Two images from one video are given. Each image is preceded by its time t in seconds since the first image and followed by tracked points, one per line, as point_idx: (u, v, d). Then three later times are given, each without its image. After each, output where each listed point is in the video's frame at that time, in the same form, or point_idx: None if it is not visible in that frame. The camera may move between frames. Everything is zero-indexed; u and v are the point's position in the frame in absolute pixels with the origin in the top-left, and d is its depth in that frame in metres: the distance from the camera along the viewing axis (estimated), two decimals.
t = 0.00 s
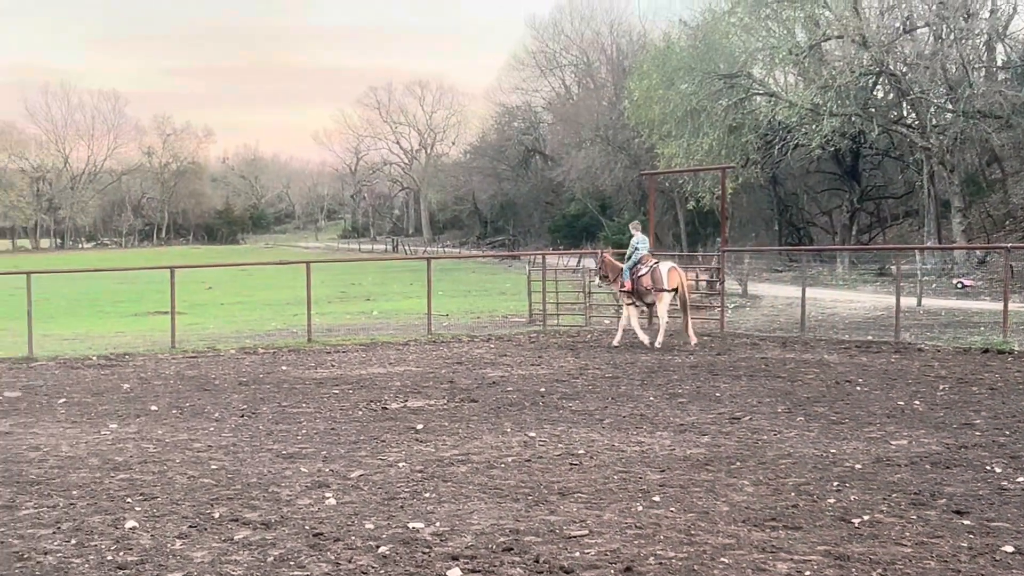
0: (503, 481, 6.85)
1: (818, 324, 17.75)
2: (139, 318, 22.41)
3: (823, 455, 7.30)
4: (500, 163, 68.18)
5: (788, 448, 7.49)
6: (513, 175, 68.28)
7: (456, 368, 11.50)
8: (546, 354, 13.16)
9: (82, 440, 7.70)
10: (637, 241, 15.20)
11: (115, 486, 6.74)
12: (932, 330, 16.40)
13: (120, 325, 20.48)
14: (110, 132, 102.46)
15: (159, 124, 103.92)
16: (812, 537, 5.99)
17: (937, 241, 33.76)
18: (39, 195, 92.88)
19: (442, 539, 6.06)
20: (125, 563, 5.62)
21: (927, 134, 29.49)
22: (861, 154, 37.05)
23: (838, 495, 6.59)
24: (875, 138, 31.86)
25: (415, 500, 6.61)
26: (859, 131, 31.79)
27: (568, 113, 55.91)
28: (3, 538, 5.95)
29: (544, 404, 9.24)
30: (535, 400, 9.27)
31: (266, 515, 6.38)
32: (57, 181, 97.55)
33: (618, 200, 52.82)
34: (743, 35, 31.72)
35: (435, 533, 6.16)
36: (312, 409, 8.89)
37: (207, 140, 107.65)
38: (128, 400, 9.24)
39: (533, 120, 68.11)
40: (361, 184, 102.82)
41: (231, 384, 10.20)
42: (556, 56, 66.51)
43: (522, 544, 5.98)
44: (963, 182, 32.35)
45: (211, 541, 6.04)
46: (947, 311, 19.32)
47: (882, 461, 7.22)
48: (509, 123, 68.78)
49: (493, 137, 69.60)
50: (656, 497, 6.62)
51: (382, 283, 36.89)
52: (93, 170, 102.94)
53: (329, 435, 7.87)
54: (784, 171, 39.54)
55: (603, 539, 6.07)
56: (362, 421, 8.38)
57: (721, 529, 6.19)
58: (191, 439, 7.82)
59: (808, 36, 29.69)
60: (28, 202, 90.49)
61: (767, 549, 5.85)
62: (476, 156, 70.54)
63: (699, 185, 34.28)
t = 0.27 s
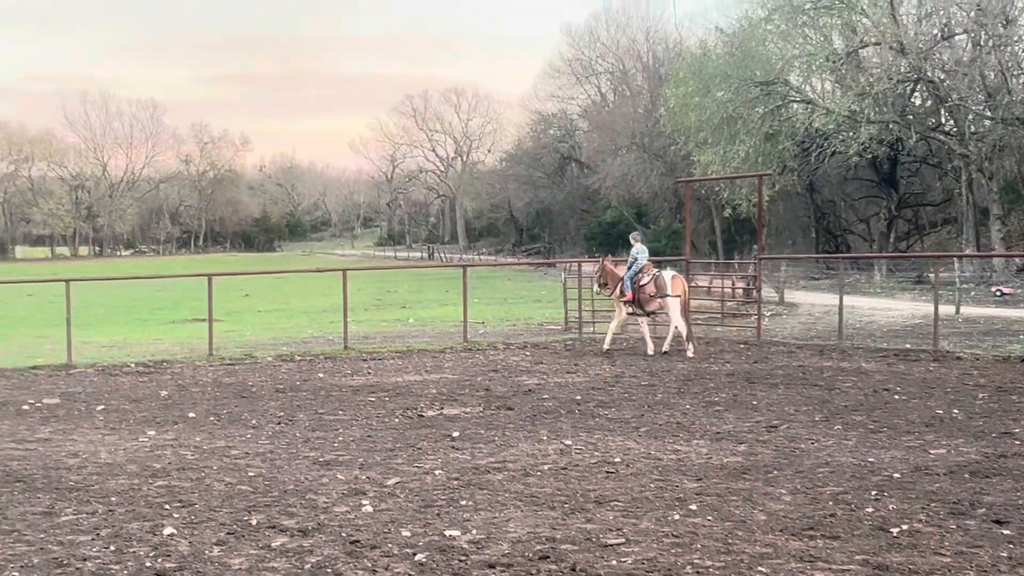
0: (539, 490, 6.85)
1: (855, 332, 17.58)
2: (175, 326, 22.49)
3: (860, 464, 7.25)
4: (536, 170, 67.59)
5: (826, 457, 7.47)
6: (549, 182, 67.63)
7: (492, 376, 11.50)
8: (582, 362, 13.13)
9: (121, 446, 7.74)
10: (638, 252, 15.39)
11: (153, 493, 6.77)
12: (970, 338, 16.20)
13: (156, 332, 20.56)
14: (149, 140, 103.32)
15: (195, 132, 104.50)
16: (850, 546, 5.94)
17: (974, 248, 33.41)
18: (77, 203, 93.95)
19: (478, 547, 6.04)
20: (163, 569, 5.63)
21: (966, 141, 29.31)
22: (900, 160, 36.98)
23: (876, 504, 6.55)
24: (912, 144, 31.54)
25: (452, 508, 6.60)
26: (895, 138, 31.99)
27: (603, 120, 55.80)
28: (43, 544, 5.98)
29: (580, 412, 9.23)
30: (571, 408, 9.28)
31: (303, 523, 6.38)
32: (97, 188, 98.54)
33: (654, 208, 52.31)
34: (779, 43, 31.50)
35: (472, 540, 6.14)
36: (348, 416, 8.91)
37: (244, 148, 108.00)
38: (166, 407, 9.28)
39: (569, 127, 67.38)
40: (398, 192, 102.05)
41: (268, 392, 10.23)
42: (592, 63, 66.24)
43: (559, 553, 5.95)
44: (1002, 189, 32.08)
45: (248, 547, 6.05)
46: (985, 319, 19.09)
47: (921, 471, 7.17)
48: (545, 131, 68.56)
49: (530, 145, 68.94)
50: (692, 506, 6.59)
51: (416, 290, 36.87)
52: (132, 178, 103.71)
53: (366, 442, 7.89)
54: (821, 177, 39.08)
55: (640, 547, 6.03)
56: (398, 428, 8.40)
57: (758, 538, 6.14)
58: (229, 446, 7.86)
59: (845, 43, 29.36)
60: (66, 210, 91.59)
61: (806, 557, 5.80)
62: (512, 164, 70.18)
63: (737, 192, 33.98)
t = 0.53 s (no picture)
0: (570, 495, 6.84)
1: (888, 337, 17.42)
2: (206, 330, 22.58)
3: (893, 470, 7.21)
4: (567, 175, 66.97)
5: (859, 461, 7.45)
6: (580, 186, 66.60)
7: (524, 380, 11.49)
8: (615, 366, 13.11)
9: (155, 450, 7.79)
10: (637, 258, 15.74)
11: (187, 496, 6.79)
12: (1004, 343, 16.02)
13: (188, 336, 20.68)
14: (181, 145, 104.04)
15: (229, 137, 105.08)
16: (884, 551, 5.89)
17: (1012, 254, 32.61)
18: (111, 208, 94.85)
19: (510, 551, 6.02)
20: (197, 572, 5.65)
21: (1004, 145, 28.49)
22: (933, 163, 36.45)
23: (909, 509, 6.52)
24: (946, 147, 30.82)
25: (484, 512, 6.59)
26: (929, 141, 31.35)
27: (635, 125, 55.23)
28: (77, 547, 6.01)
29: (610, 416, 9.21)
30: (603, 412, 9.27)
31: (335, 525, 6.39)
32: (131, 193, 99.23)
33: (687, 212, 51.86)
34: (813, 46, 31.22)
35: (504, 544, 6.13)
36: (380, 420, 8.93)
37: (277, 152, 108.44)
38: (199, 411, 9.33)
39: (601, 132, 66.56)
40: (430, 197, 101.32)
41: (301, 396, 10.25)
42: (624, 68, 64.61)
43: (592, 557, 5.92)
44: None
45: (281, 550, 6.06)
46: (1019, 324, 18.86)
47: (954, 476, 7.13)
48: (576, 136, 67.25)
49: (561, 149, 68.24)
50: (725, 511, 6.58)
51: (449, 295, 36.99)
52: (166, 182, 104.37)
53: (398, 445, 7.91)
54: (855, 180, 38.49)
55: (672, 552, 6.00)
56: (430, 432, 8.41)
57: (791, 543, 6.11)
58: (262, 450, 7.88)
59: (879, 47, 28.90)
60: (100, 214, 92.67)
61: (838, 562, 5.77)
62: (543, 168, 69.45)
63: (770, 197, 33.80)
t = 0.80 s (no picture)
0: (604, 498, 6.82)
1: (922, 341, 17.28)
2: (237, 332, 22.71)
3: (929, 473, 7.16)
4: (599, 178, 66.04)
5: (894, 465, 7.41)
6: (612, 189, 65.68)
7: (556, 383, 11.48)
8: (647, 370, 13.06)
9: (189, 452, 7.83)
10: (631, 262, 16.01)
11: (221, 498, 6.82)
12: None
13: (221, 339, 20.84)
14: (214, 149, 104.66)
15: (261, 140, 105.61)
16: (919, 555, 5.83)
17: None
18: (145, 212, 95.61)
19: (544, 554, 6.01)
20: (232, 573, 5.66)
21: None
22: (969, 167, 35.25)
23: (945, 513, 6.47)
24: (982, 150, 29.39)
25: (517, 515, 6.59)
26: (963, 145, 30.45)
27: (668, 127, 54.76)
28: (111, 548, 6.04)
29: (644, 419, 9.20)
30: (635, 415, 9.26)
31: (368, 528, 6.39)
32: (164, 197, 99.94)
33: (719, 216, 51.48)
34: (846, 48, 30.79)
35: (538, 547, 6.12)
36: (413, 422, 8.95)
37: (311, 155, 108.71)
38: (232, 413, 9.37)
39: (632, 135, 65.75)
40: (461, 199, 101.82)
41: (333, 398, 10.27)
42: (656, 70, 62.88)
43: (626, 560, 5.90)
44: None
45: (315, 552, 6.06)
46: None
47: (992, 480, 7.07)
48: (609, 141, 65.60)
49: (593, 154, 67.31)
50: (758, 514, 6.55)
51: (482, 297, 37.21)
52: (200, 187, 105.04)
53: (430, 448, 7.92)
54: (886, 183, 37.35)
55: (706, 555, 5.97)
56: (463, 435, 8.42)
57: (825, 547, 6.08)
58: (294, 452, 7.90)
59: (912, 49, 28.83)
60: (134, 217, 93.50)
61: (874, 566, 5.73)
62: (576, 171, 68.63)
63: (802, 199, 32.88)
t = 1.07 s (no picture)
0: (639, 499, 6.81)
1: (956, 341, 17.20)
2: (270, 333, 22.83)
3: (967, 475, 7.12)
4: (632, 179, 65.46)
5: (930, 467, 7.39)
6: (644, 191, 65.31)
7: (589, 384, 11.48)
8: (680, 372, 13.03)
9: (224, 452, 7.86)
10: (630, 261, 16.33)
11: (256, 498, 6.84)
12: None
13: (255, 340, 20.96)
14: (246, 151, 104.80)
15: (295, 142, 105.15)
16: (956, 558, 5.78)
17: None
18: (179, 214, 95.71)
19: (579, 555, 5.99)
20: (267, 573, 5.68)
21: None
22: (1003, 166, 34.66)
23: (982, 515, 6.43)
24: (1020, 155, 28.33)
25: (551, 516, 6.58)
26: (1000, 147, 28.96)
27: (701, 128, 54.76)
28: (148, 548, 6.07)
29: (677, 420, 9.21)
30: (669, 417, 9.25)
31: (403, 528, 6.40)
32: (199, 199, 99.31)
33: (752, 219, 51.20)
34: (881, 49, 29.50)
35: (573, 549, 6.10)
36: (447, 424, 8.96)
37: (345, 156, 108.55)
38: (267, 414, 9.41)
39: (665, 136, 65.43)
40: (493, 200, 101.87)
41: (366, 400, 10.29)
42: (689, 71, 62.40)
43: (660, 562, 5.87)
44: None
45: (350, 553, 6.06)
46: None
47: None
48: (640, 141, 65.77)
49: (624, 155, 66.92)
50: (794, 516, 6.53)
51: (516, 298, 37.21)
52: (234, 188, 105.04)
53: (464, 449, 7.93)
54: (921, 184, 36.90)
55: (742, 557, 5.94)
56: (496, 436, 8.43)
57: (862, 549, 6.04)
58: (328, 453, 7.92)
59: (947, 49, 27.41)
60: (168, 218, 93.65)
61: (910, 568, 5.69)
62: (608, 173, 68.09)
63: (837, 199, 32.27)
